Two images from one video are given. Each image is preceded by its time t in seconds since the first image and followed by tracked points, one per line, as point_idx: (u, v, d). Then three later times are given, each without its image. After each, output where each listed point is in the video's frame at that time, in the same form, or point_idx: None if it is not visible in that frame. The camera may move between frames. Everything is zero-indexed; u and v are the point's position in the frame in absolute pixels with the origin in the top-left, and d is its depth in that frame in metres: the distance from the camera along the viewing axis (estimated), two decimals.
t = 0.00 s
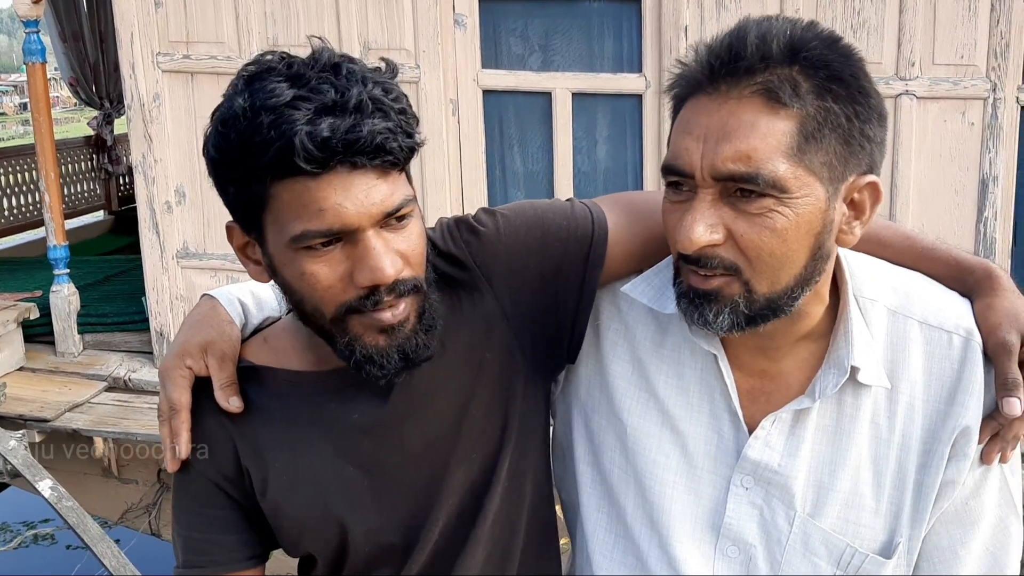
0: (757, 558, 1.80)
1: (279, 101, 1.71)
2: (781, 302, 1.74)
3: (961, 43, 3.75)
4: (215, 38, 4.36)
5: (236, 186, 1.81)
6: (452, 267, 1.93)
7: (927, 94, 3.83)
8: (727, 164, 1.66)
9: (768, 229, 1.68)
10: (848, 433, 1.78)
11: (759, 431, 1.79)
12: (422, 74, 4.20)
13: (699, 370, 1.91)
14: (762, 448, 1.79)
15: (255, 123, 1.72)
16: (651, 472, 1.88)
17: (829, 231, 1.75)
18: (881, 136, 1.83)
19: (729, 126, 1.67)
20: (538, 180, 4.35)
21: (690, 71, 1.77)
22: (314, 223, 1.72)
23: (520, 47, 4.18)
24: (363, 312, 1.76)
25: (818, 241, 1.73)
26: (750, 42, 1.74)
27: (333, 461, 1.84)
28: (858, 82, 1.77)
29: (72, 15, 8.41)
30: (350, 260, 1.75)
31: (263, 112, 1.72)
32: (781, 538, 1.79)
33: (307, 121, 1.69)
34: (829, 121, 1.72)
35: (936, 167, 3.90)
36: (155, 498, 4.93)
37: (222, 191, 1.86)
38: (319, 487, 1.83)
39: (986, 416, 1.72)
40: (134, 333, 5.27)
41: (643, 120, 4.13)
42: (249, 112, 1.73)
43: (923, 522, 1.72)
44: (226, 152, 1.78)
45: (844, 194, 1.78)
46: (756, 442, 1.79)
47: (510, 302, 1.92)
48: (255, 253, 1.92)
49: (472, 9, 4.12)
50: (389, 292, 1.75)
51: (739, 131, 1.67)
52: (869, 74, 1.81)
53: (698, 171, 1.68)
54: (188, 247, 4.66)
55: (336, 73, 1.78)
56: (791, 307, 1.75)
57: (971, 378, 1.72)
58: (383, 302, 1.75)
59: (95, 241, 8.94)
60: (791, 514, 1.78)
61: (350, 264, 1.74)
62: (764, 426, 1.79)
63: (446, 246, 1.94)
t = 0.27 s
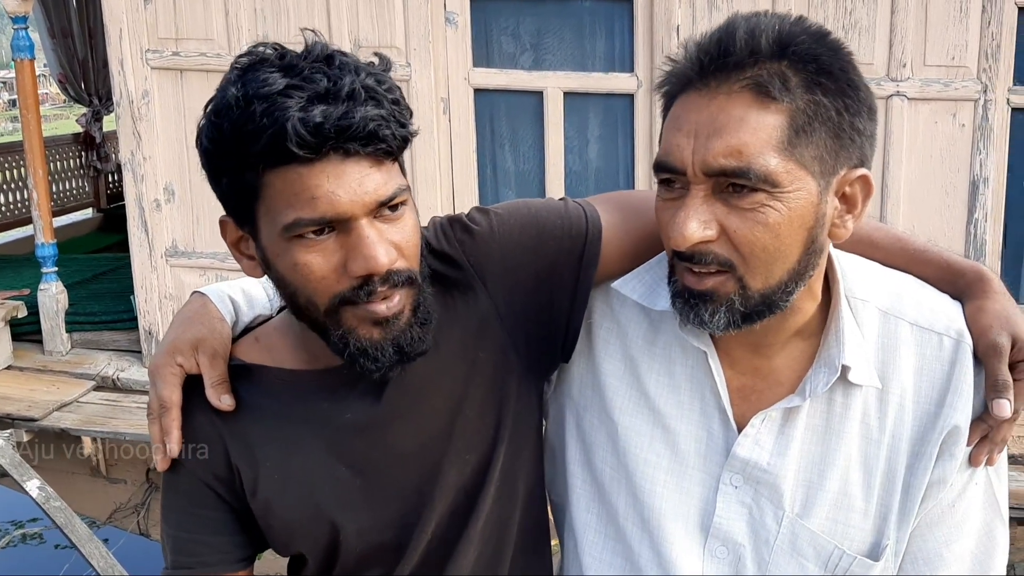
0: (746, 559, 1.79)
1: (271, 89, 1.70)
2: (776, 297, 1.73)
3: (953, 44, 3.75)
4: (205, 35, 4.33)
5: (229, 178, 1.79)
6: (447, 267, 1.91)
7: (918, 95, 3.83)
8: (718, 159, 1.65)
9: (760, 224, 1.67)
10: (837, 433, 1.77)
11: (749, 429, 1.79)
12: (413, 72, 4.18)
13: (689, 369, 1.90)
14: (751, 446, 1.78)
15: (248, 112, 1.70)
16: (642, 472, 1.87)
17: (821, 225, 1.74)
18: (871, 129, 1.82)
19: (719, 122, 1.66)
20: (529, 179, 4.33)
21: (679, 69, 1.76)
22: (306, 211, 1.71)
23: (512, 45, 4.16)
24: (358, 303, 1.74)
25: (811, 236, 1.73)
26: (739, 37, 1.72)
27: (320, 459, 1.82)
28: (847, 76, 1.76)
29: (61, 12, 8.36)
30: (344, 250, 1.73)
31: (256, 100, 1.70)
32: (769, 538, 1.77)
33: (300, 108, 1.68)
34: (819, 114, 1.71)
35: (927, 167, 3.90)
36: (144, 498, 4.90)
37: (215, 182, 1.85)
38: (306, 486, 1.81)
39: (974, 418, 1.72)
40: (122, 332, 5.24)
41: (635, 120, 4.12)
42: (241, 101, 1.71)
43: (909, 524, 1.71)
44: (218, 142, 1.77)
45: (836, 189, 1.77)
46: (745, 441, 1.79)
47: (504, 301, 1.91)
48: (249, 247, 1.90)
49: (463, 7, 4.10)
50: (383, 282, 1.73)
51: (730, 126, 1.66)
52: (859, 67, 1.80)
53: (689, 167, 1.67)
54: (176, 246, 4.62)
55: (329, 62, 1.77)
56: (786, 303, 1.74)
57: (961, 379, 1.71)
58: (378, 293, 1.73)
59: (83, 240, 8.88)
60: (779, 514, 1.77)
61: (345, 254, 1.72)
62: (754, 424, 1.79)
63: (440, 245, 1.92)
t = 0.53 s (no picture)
0: (737, 563, 1.77)
1: (252, 77, 1.70)
2: (766, 303, 1.71)
3: (942, 47, 3.76)
4: (193, 33, 4.26)
5: (211, 169, 1.79)
6: (437, 266, 1.90)
7: (908, 98, 3.83)
8: (705, 166, 1.63)
9: (749, 230, 1.65)
10: (831, 438, 1.75)
11: (742, 433, 1.77)
12: (402, 71, 4.14)
13: (682, 373, 1.88)
14: (745, 450, 1.77)
15: (227, 98, 1.71)
16: (634, 477, 1.85)
17: (811, 229, 1.73)
18: (862, 131, 1.80)
19: (705, 129, 1.65)
20: (519, 179, 4.31)
21: (666, 75, 1.74)
22: (276, 199, 1.68)
23: (502, 45, 4.14)
24: (325, 297, 1.71)
25: (801, 241, 1.71)
26: (724, 43, 1.71)
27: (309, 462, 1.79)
28: (835, 79, 1.74)
29: (48, 8, 8.27)
30: (315, 242, 1.70)
31: (236, 88, 1.70)
32: (760, 543, 1.76)
33: (275, 97, 1.67)
34: (807, 119, 1.69)
35: (916, 170, 3.90)
36: (129, 498, 4.87)
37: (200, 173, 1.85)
38: (293, 489, 1.78)
39: (969, 422, 1.72)
40: (108, 331, 5.18)
41: (625, 121, 4.11)
42: (222, 88, 1.72)
43: (897, 525, 1.71)
44: (199, 130, 1.77)
45: (826, 192, 1.76)
46: (738, 444, 1.77)
47: (496, 303, 1.88)
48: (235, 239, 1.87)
49: (454, 6, 4.07)
50: (351, 277, 1.70)
51: (716, 133, 1.64)
52: (849, 69, 1.78)
53: (677, 175, 1.65)
54: (163, 244, 4.54)
55: (317, 56, 1.77)
56: (778, 309, 1.73)
57: (953, 381, 1.71)
58: (345, 288, 1.71)
59: (69, 237, 8.80)
60: (769, 519, 1.76)
61: (315, 246, 1.70)
62: (747, 428, 1.77)
63: (431, 245, 1.91)
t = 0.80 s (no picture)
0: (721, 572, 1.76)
1: (229, 66, 1.69)
2: (755, 307, 1.69)
3: (922, 51, 3.77)
4: (170, 30, 4.17)
5: (189, 159, 1.77)
6: (425, 269, 1.88)
7: (888, 101, 3.83)
8: (698, 166, 1.62)
9: (739, 233, 1.63)
10: (819, 445, 1.74)
11: (729, 439, 1.75)
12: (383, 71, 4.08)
13: (671, 379, 1.86)
14: (732, 457, 1.75)
15: (201, 85, 1.70)
16: (620, 484, 1.83)
17: (803, 235, 1.71)
18: (858, 137, 1.79)
19: (700, 127, 1.63)
20: (500, 181, 4.27)
21: (663, 72, 1.73)
22: (241, 191, 1.65)
23: (483, 44, 4.10)
24: (284, 296, 1.68)
25: (792, 246, 1.70)
26: (723, 41, 1.70)
27: (290, 469, 1.76)
28: (833, 83, 1.73)
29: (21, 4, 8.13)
30: (277, 237, 1.66)
31: (211, 77, 1.69)
32: (742, 550, 1.75)
33: (242, 87, 1.65)
34: (802, 122, 1.68)
35: (897, 172, 3.90)
36: (104, 501, 4.81)
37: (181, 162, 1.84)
38: (274, 497, 1.75)
39: (956, 431, 1.71)
40: (83, 332, 5.08)
41: (607, 122, 4.08)
42: (200, 75, 1.71)
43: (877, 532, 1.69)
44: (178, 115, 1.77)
45: (819, 198, 1.75)
46: (725, 450, 1.75)
47: (484, 307, 1.85)
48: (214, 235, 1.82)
49: (434, 5, 4.02)
50: (310, 277, 1.66)
51: (711, 132, 1.63)
52: (847, 75, 1.77)
53: (669, 174, 1.64)
54: (139, 244, 4.41)
55: (300, 49, 1.73)
56: (767, 314, 1.71)
57: (941, 390, 1.70)
58: (304, 287, 1.67)
59: (43, 237, 8.66)
60: (752, 527, 1.74)
61: (276, 241, 1.66)
62: (735, 434, 1.75)
63: (419, 248, 1.89)
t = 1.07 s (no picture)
0: None
1: (217, 65, 1.63)
2: (752, 311, 1.68)
3: (906, 50, 3.77)
4: (150, 25, 4.08)
5: (173, 159, 1.72)
6: (413, 269, 1.85)
7: (872, 100, 3.84)
8: (697, 164, 1.60)
9: (737, 233, 1.62)
10: (818, 451, 1.73)
11: (727, 445, 1.74)
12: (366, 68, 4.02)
13: (666, 382, 1.85)
14: (728, 463, 1.74)
15: (189, 86, 1.64)
16: (615, 490, 1.81)
17: (803, 238, 1.70)
18: (861, 140, 1.78)
19: (701, 125, 1.61)
20: (486, 179, 4.23)
21: (664, 68, 1.72)
22: (236, 195, 1.61)
23: (468, 42, 4.05)
24: (283, 299, 1.65)
25: (791, 249, 1.69)
26: (725, 38, 1.68)
27: (279, 475, 1.73)
28: (835, 83, 1.71)
29: None
30: (275, 240, 1.63)
31: (200, 77, 1.64)
32: (741, 558, 1.73)
33: (237, 88, 1.60)
34: (805, 122, 1.67)
35: (883, 172, 3.89)
36: (83, 502, 4.68)
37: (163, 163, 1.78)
38: (265, 505, 1.72)
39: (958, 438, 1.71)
40: (62, 330, 5.00)
41: (592, 120, 4.05)
42: (186, 75, 1.66)
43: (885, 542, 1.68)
44: (161, 117, 1.71)
45: (821, 201, 1.74)
46: (722, 456, 1.74)
47: (475, 308, 1.83)
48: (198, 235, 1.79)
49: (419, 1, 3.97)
50: (312, 280, 1.63)
51: (712, 130, 1.61)
52: (850, 75, 1.76)
53: (668, 172, 1.62)
54: (118, 242, 4.33)
55: (289, 47, 1.70)
56: (763, 318, 1.70)
57: (946, 400, 1.68)
58: (304, 291, 1.64)
59: (20, 234, 8.55)
60: (752, 535, 1.73)
61: (276, 244, 1.63)
62: (732, 440, 1.74)
63: (408, 247, 1.86)
